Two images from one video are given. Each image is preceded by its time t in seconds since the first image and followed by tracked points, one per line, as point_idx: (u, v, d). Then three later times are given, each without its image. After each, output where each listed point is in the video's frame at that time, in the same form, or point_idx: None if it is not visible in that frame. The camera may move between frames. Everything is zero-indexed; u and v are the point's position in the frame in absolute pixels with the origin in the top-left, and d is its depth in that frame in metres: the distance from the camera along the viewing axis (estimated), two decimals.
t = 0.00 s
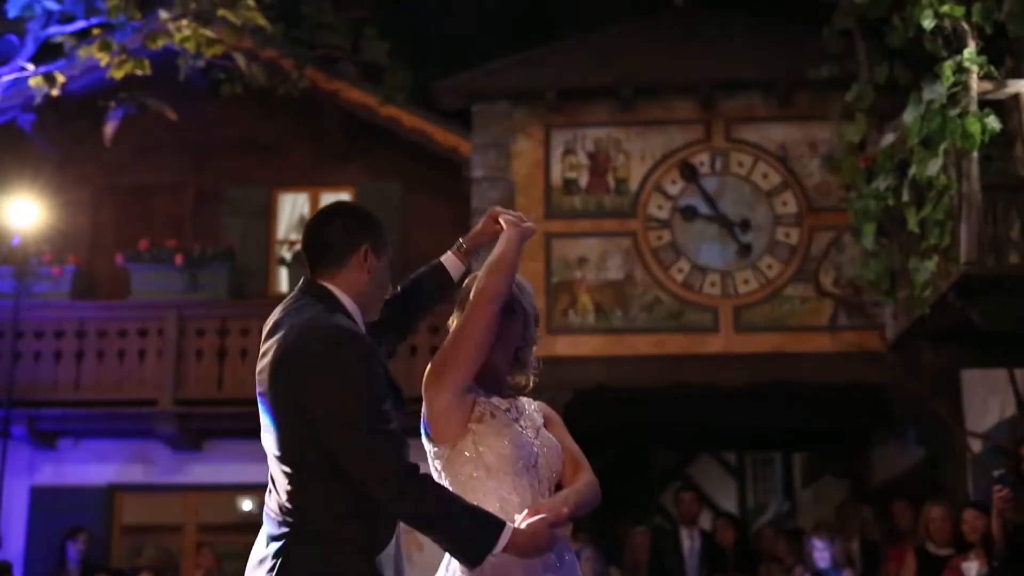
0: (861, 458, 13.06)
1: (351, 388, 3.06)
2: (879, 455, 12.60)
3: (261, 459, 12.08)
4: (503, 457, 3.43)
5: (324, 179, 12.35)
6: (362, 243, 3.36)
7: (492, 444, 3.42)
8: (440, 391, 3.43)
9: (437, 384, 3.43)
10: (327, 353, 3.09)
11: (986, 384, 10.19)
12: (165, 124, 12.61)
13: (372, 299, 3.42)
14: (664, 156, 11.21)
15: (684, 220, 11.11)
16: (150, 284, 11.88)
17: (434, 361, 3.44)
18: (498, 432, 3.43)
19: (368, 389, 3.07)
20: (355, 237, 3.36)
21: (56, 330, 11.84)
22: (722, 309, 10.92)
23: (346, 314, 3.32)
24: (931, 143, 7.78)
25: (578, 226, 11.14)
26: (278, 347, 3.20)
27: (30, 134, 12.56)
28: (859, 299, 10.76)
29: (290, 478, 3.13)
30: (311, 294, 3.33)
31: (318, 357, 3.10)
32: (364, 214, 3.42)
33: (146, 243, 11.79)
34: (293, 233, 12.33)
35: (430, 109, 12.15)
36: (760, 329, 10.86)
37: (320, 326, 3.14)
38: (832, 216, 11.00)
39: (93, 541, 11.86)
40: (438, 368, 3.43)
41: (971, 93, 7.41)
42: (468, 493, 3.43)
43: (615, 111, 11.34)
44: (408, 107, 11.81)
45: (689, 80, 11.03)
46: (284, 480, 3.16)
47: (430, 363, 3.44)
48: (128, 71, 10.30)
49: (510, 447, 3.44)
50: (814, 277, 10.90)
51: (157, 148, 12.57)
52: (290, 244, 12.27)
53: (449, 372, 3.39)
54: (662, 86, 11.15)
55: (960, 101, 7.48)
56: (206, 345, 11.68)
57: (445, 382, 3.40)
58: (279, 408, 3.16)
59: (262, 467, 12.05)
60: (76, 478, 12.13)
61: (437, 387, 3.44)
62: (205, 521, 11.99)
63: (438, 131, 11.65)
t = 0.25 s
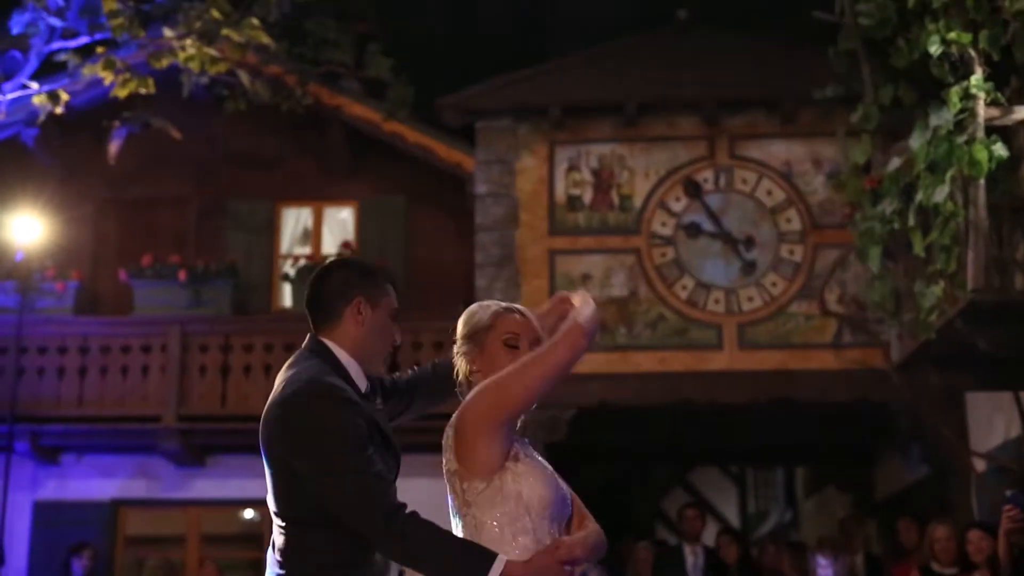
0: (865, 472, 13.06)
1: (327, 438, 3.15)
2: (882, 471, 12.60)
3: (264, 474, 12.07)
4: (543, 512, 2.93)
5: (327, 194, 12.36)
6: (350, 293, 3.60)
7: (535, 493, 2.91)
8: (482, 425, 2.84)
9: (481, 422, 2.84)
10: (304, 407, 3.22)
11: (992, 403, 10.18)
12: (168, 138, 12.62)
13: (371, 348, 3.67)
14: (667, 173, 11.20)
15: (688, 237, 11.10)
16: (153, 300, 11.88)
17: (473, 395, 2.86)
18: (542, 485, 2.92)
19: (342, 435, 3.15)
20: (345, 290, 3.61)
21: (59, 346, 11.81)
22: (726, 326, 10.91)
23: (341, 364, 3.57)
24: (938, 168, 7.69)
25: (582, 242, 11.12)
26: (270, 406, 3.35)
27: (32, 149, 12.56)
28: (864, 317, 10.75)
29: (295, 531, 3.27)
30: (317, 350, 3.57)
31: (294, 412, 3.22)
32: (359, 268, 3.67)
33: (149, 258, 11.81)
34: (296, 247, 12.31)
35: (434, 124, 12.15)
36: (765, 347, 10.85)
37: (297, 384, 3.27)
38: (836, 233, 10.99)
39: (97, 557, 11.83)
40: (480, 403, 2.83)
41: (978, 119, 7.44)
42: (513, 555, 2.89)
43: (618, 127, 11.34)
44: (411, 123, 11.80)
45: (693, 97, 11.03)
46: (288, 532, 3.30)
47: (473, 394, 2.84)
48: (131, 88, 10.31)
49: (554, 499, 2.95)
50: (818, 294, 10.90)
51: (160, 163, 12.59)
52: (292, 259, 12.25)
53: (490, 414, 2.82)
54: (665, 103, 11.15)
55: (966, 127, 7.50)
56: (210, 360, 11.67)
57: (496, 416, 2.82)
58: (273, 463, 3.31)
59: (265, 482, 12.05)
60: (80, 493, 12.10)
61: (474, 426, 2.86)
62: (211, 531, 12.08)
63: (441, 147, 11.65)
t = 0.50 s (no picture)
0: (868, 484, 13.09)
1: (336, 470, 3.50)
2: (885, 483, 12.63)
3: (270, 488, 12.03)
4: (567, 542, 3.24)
5: (332, 207, 12.40)
6: (362, 330, 3.90)
7: (560, 524, 3.22)
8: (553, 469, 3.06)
9: (551, 455, 3.07)
10: (312, 444, 3.57)
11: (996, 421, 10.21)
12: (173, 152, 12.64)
13: (385, 383, 3.93)
14: (672, 188, 11.21)
15: (692, 253, 11.11)
16: (159, 315, 11.91)
17: (543, 426, 3.11)
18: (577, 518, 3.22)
19: (347, 467, 3.50)
20: (356, 329, 3.91)
21: (65, 360, 11.85)
22: (731, 341, 10.93)
23: (356, 404, 3.81)
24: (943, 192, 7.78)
25: (587, 257, 11.15)
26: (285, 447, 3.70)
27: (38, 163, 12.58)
28: (869, 333, 10.77)
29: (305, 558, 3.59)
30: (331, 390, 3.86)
31: (306, 450, 3.58)
32: (377, 309, 3.97)
33: (155, 273, 11.84)
34: (300, 259, 12.37)
35: (438, 139, 12.17)
36: (770, 362, 10.87)
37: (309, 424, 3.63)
38: (840, 249, 11.02)
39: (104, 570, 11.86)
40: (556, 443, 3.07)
41: (984, 143, 7.45)
42: None
43: (624, 143, 11.35)
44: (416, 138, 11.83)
45: (698, 113, 11.05)
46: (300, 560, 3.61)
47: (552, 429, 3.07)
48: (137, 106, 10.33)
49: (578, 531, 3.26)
50: (822, 310, 10.92)
51: (165, 177, 12.63)
52: (297, 272, 12.30)
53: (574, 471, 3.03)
54: (670, 118, 11.17)
55: (973, 150, 7.51)
56: (215, 375, 11.66)
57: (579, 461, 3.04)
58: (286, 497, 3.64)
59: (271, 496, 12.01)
60: (86, 506, 12.13)
61: (549, 459, 3.08)
62: (216, 543, 12.07)
63: (446, 162, 11.67)
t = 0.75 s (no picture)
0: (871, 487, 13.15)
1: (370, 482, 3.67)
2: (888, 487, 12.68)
3: (275, 492, 12.05)
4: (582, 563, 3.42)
5: (337, 212, 12.47)
6: (382, 346, 4.07)
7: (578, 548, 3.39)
8: (586, 514, 3.23)
9: (587, 497, 3.23)
10: (350, 452, 3.74)
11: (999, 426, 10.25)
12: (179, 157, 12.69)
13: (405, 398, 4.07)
14: (676, 194, 11.26)
15: (697, 258, 11.15)
16: (165, 319, 11.93)
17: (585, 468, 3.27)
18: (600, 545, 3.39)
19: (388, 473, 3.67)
20: (377, 345, 4.08)
21: (71, 365, 11.89)
22: (735, 346, 10.98)
23: (382, 416, 3.99)
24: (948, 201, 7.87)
25: (592, 263, 11.19)
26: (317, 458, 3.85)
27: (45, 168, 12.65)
28: (873, 338, 10.81)
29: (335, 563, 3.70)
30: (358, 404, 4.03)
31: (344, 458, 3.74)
32: (395, 324, 4.14)
33: (161, 278, 11.92)
34: (305, 264, 12.43)
35: (443, 144, 12.23)
36: (774, 367, 10.92)
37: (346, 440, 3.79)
38: (845, 254, 11.05)
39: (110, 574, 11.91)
40: (592, 490, 3.24)
41: (990, 152, 7.48)
42: None
43: (628, 149, 11.40)
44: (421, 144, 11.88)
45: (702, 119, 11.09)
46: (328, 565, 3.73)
47: (584, 484, 3.23)
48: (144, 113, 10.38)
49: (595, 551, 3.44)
50: (827, 315, 10.96)
51: (171, 183, 12.70)
52: (303, 276, 12.35)
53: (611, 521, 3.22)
54: (674, 124, 11.21)
55: (979, 160, 7.55)
56: (221, 380, 11.74)
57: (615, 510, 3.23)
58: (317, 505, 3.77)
59: (276, 500, 12.02)
60: (91, 510, 12.14)
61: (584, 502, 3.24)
62: (220, 545, 12.05)
63: (451, 167, 11.72)
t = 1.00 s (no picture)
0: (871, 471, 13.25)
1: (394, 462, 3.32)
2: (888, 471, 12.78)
3: (282, 473, 12.13)
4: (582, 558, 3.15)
5: (340, 197, 12.52)
6: (407, 333, 3.74)
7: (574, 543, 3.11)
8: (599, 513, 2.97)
9: (598, 496, 2.98)
10: (369, 437, 3.37)
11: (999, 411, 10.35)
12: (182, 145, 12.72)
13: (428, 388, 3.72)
14: (678, 182, 11.31)
15: (699, 244, 11.22)
16: (170, 305, 12.00)
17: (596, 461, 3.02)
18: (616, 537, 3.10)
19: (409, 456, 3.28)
20: (402, 333, 3.75)
21: (76, 350, 11.97)
22: (738, 332, 11.06)
23: (408, 403, 3.61)
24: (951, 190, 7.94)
25: (595, 249, 11.24)
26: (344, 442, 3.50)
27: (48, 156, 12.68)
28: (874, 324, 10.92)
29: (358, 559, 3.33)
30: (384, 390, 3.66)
31: (364, 442, 3.37)
32: (422, 311, 3.79)
33: (165, 265, 11.96)
34: (309, 249, 12.50)
35: (445, 132, 12.28)
36: (776, 353, 11.01)
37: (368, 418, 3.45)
38: (847, 241, 11.14)
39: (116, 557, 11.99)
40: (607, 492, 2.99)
41: (992, 142, 7.56)
42: None
43: (630, 137, 11.43)
44: (424, 132, 11.91)
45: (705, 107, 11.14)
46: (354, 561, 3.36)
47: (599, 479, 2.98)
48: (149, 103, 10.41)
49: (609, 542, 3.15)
50: (829, 302, 11.05)
51: (172, 170, 12.71)
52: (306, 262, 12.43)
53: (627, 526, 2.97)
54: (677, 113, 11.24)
55: (982, 150, 7.62)
56: (226, 365, 11.80)
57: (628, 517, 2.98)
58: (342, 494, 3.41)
59: (283, 481, 12.12)
60: (97, 493, 12.21)
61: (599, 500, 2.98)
62: (226, 526, 12.15)
63: (454, 155, 11.76)
